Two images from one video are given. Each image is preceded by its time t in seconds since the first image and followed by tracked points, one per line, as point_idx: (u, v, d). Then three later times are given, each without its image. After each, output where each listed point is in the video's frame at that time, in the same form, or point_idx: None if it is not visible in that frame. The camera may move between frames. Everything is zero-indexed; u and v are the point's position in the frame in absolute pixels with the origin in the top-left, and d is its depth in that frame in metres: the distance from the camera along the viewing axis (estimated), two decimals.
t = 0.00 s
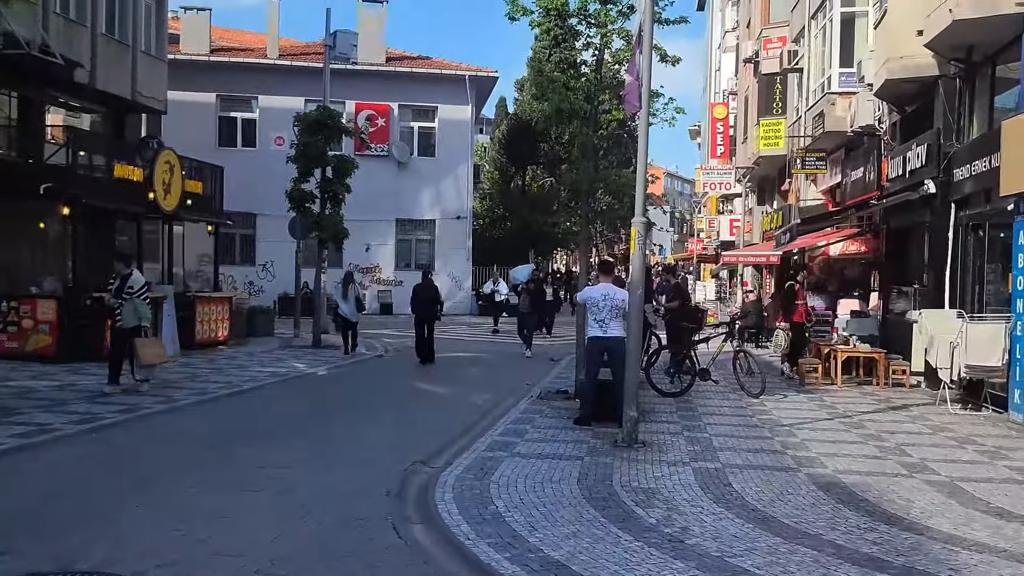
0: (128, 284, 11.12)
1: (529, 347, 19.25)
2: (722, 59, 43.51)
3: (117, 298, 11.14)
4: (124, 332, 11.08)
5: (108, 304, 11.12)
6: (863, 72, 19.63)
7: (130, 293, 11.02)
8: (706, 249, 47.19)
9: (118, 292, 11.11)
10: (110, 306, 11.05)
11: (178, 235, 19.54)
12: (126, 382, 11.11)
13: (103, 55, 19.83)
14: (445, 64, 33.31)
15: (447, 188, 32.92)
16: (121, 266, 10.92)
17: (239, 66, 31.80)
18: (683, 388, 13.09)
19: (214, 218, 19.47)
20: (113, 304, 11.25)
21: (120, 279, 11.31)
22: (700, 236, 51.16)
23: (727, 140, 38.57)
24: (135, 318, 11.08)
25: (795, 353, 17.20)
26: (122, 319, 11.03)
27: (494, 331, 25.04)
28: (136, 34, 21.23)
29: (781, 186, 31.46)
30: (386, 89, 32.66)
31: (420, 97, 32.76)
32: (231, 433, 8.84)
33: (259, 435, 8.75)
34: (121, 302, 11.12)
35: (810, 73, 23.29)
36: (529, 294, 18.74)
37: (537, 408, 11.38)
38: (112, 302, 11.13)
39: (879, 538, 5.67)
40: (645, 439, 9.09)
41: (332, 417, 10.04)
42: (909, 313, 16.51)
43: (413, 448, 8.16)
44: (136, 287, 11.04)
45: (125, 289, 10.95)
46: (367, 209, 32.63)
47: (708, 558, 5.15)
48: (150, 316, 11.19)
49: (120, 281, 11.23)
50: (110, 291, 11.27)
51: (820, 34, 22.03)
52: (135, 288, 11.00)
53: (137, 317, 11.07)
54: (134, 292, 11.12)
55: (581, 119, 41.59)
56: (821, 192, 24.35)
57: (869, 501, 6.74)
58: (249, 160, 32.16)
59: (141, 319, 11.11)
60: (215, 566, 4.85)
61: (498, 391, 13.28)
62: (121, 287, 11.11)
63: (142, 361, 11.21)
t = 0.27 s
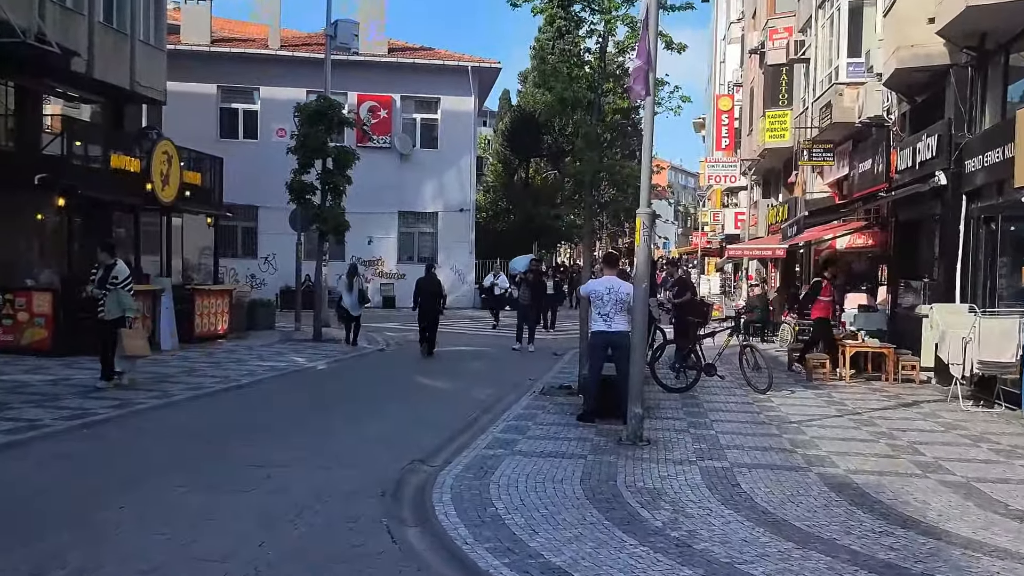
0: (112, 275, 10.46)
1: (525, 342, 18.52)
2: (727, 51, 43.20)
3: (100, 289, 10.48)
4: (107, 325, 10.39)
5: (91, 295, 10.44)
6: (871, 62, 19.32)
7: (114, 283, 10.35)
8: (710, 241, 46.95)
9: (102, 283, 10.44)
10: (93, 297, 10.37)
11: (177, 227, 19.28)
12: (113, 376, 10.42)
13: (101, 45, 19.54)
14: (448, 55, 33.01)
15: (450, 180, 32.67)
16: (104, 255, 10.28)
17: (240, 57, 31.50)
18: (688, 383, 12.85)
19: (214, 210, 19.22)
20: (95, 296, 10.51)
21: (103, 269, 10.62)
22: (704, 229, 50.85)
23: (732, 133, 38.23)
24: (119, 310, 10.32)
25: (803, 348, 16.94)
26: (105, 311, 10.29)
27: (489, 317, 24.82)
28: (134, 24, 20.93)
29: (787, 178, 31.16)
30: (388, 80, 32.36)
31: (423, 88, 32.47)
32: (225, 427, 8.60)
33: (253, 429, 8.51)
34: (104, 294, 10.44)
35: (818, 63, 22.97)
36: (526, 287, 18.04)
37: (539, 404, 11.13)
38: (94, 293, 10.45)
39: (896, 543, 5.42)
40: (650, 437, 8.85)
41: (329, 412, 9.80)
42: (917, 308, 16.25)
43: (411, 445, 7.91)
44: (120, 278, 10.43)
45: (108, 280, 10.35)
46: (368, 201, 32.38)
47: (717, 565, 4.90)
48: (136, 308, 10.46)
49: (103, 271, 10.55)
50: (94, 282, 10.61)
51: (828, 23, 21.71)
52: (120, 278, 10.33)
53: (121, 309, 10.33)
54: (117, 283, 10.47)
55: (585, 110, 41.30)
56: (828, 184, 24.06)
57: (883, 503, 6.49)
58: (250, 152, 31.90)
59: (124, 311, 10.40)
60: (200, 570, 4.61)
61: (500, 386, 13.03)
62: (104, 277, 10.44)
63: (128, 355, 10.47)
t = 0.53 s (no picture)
0: (110, 270, 10.23)
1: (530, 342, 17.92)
2: (742, 40, 42.73)
3: (97, 286, 10.21)
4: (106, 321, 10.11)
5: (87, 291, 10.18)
6: (892, 49, 18.93)
7: (113, 278, 10.12)
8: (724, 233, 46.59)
9: (99, 278, 10.20)
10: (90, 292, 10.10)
11: (187, 219, 19.13)
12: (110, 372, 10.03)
13: (110, 36, 19.35)
14: (460, 45, 32.71)
15: (462, 172, 32.42)
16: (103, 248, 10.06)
17: (252, 48, 31.31)
18: (703, 378, 12.58)
19: (224, 202, 19.04)
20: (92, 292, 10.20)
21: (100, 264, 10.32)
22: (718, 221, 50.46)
23: (747, 123, 37.81)
24: (118, 305, 10.10)
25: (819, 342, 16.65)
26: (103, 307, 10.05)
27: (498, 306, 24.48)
28: (144, 15, 20.73)
29: (803, 169, 30.76)
30: (400, 71, 32.11)
31: (435, 79, 32.22)
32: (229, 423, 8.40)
33: (257, 424, 8.30)
34: (102, 289, 10.19)
35: (836, 52, 22.56)
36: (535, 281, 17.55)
37: (551, 400, 10.89)
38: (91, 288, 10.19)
39: (926, 552, 5.16)
40: (667, 435, 8.60)
41: (337, 409, 9.61)
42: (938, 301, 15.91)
43: (421, 443, 7.69)
44: (119, 273, 10.19)
45: (106, 275, 10.09)
46: (380, 194, 32.19)
47: None
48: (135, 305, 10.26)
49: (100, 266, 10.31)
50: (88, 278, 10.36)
51: (848, 10, 21.30)
52: (119, 273, 10.12)
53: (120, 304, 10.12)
54: (117, 278, 10.21)
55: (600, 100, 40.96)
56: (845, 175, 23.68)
57: (910, 508, 6.23)
58: (261, 144, 31.73)
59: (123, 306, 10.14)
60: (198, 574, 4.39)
61: (511, 381, 12.82)
62: (102, 272, 10.20)
63: (125, 353, 10.12)
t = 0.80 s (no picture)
0: (108, 270, 9.86)
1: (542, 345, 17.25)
2: (759, 35, 42.31)
3: (94, 286, 9.82)
4: (103, 324, 9.74)
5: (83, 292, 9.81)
6: (915, 41, 18.55)
7: (111, 279, 9.75)
8: (739, 231, 46.15)
9: (97, 278, 9.82)
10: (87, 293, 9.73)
11: (198, 217, 18.95)
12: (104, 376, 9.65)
13: (124, 33, 19.21)
14: (474, 42, 32.47)
15: (475, 169, 32.17)
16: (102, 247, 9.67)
17: (266, 45, 31.17)
18: (722, 378, 12.25)
19: (236, 200, 18.87)
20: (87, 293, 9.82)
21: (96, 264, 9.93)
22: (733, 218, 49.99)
23: (763, 119, 37.38)
24: (116, 307, 9.76)
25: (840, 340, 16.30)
26: (100, 309, 9.70)
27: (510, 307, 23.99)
28: (158, 11, 20.59)
29: (821, 165, 30.33)
30: (414, 68, 31.90)
31: (449, 76, 31.99)
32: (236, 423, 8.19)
33: (266, 425, 8.08)
34: (99, 290, 9.82)
35: (857, 45, 22.17)
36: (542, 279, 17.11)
37: (567, 401, 10.62)
38: (87, 289, 9.82)
39: (968, 565, 4.88)
40: (687, 439, 8.32)
41: (346, 412, 9.37)
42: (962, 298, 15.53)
43: (433, 447, 7.45)
44: (117, 274, 9.82)
45: (104, 275, 9.72)
46: (392, 191, 31.99)
47: None
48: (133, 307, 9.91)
49: (97, 265, 9.92)
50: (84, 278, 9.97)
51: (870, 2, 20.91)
52: (118, 274, 9.75)
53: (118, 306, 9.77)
54: (115, 278, 9.83)
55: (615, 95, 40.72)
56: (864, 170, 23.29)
57: (946, 517, 5.93)
58: (275, 141, 31.58)
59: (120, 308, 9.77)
60: None
61: (525, 381, 12.56)
62: (100, 272, 9.82)
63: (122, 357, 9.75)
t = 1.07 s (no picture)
0: (103, 271, 9.41)
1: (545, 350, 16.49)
2: (772, 31, 41.92)
3: (87, 288, 9.36)
4: (99, 328, 9.33)
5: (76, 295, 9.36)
6: (934, 35, 18.19)
7: (108, 281, 9.33)
8: (752, 228, 45.75)
9: (91, 280, 9.39)
10: (82, 297, 9.29)
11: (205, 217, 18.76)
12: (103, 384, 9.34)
13: (132, 31, 19.04)
14: (485, 39, 32.21)
15: (486, 167, 31.93)
16: (97, 248, 9.23)
17: (276, 44, 31.00)
18: (740, 379, 11.93)
19: (245, 200, 18.68)
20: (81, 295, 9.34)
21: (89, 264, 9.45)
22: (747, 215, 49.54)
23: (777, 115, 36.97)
24: (114, 310, 9.37)
25: (859, 340, 15.96)
26: (97, 312, 9.30)
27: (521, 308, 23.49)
28: (167, 9, 20.42)
29: (836, 162, 29.94)
30: (424, 66, 31.68)
31: (459, 74, 31.77)
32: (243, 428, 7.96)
33: (273, 431, 7.85)
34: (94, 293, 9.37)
35: (875, 39, 21.81)
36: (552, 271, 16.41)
37: (582, 404, 10.36)
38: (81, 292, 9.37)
39: None
40: (708, 444, 8.06)
41: (355, 417, 9.16)
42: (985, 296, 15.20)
43: (445, 455, 7.21)
44: (114, 275, 9.39)
45: (102, 277, 9.28)
46: (403, 189, 31.79)
47: None
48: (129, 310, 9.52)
49: (90, 267, 9.47)
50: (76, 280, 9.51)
51: None
52: (115, 276, 9.35)
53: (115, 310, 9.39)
54: (111, 281, 9.40)
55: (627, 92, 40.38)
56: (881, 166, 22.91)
57: (984, 528, 5.67)
58: (285, 140, 31.42)
59: (118, 312, 9.38)
60: None
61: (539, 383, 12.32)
62: (95, 273, 9.38)
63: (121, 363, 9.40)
